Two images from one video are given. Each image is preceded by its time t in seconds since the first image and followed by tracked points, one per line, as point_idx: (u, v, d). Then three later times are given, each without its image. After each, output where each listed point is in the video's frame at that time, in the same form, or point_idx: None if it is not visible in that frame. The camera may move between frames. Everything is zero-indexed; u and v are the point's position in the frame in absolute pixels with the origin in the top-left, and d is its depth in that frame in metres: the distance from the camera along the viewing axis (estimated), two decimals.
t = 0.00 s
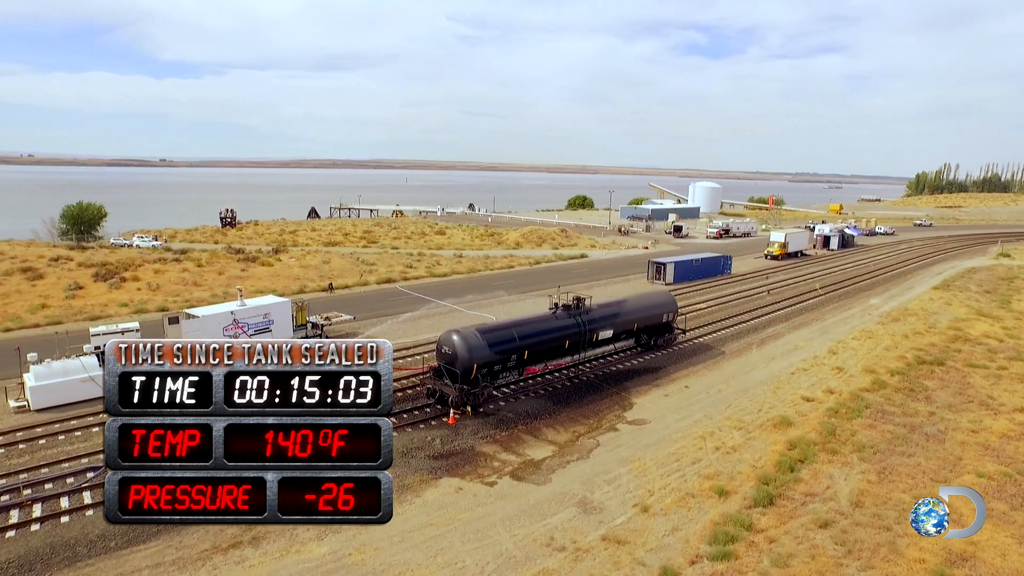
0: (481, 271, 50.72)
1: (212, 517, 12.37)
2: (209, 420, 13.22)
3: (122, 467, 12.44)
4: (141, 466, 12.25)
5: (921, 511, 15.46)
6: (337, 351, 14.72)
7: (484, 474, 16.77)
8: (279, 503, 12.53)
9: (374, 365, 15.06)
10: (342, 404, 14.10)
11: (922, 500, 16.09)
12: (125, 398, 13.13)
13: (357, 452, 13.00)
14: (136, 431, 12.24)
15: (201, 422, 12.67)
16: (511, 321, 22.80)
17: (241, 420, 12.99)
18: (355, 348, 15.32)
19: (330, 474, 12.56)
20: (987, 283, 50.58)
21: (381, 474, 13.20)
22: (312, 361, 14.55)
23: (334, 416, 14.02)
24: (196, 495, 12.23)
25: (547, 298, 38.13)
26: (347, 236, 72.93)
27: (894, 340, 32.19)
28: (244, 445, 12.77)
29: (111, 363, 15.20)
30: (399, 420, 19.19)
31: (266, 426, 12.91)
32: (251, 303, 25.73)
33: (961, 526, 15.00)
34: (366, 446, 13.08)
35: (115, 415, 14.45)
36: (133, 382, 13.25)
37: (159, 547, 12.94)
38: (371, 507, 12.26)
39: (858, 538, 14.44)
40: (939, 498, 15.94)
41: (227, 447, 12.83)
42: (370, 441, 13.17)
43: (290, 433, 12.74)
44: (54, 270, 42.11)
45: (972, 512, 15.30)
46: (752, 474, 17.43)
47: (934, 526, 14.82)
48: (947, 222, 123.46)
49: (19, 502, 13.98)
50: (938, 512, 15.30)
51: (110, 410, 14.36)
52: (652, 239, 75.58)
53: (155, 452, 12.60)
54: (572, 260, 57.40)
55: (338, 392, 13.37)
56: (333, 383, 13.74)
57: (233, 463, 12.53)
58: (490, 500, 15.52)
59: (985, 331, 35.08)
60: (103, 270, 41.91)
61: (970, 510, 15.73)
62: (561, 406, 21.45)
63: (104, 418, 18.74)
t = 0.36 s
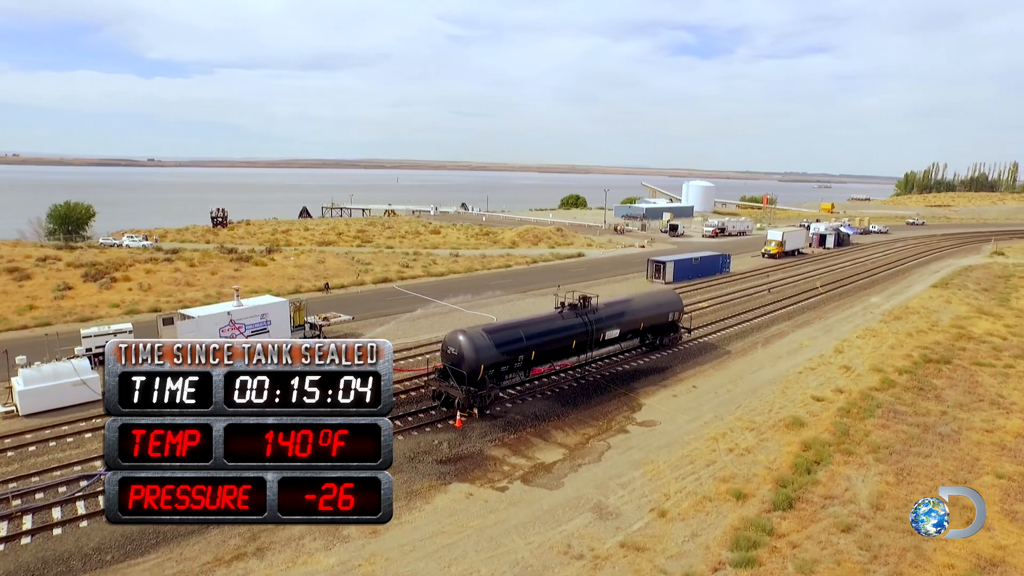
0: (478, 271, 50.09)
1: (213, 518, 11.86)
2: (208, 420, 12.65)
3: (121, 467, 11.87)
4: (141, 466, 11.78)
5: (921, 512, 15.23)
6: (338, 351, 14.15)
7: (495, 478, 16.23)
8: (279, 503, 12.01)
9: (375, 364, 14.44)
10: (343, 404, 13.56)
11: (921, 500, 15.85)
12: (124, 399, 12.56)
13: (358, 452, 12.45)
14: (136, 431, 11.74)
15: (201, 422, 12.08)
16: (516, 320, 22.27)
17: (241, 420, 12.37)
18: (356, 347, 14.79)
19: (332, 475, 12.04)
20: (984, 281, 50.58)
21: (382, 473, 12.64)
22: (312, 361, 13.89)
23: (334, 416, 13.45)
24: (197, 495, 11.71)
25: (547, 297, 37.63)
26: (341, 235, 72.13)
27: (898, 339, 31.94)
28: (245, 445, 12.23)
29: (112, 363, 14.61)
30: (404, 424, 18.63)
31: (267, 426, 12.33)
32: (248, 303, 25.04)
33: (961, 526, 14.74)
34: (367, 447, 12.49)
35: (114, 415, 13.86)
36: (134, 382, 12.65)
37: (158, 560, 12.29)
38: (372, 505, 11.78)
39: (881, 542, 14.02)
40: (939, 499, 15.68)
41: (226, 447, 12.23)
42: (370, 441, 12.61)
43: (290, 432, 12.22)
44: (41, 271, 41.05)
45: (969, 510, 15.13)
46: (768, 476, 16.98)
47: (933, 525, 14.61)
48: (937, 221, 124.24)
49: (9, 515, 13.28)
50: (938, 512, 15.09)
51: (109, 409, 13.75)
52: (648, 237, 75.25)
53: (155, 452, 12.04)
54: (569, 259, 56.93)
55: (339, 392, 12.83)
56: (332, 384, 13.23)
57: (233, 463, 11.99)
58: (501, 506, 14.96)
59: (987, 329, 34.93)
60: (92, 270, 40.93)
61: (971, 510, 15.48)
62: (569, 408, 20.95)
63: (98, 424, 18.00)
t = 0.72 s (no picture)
0: (473, 270, 49.49)
1: (213, 518, 11.32)
2: (209, 419, 12.05)
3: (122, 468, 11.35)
4: (142, 466, 11.30)
5: (920, 511, 14.93)
6: (337, 351, 13.49)
7: (504, 484, 15.67)
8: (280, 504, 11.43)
9: (376, 364, 13.80)
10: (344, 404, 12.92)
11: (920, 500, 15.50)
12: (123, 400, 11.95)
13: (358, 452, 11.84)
14: (137, 431, 11.22)
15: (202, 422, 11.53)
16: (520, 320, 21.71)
17: (242, 420, 11.74)
18: (355, 347, 14.17)
19: (333, 474, 11.42)
20: (979, 279, 50.67)
21: (383, 473, 11.90)
22: (312, 360, 13.04)
23: (334, 417, 12.80)
24: (197, 495, 11.16)
25: (545, 298, 37.14)
26: (332, 235, 71.27)
27: (900, 337, 31.71)
28: (245, 445, 11.63)
29: (111, 363, 13.98)
30: (408, 427, 18.03)
31: (267, 425, 11.72)
32: (243, 303, 24.30)
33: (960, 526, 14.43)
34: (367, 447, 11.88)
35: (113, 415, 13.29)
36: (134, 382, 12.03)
37: None
38: (372, 503, 11.16)
39: (907, 547, 13.57)
40: (938, 499, 15.38)
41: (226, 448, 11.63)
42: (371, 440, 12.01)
43: (290, 431, 11.65)
44: (26, 272, 39.95)
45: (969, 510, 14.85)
46: (784, 479, 16.56)
47: (933, 526, 14.34)
48: (926, 220, 125.23)
49: None
50: (938, 511, 14.81)
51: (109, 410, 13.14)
52: (643, 236, 75.04)
53: (156, 453, 11.48)
54: (564, 258, 56.52)
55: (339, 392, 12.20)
56: (332, 382, 12.60)
57: (232, 463, 11.42)
58: (512, 513, 14.39)
59: (987, 327, 34.84)
60: (79, 271, 39.91)
61: (971, 510, 15.17)
62: (576, 410, 20.40)
63: (86, 431, 17.19)
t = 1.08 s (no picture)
0: (467, 269, 48.80)
1: (213, 518, 10.70)
2: (209, 419, 11.35)
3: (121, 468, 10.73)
4: (142, 466, 10.68)
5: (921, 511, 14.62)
6: (337, 349, 12.80)
7: (512, 489, 15.06)
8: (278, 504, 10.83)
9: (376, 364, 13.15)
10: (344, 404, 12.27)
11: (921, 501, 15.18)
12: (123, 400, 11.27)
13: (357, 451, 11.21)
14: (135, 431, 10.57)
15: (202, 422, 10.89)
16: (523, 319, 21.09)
17: (242, 420, 11.11)
18: (355, 347, 13.51)
19: (334, 474, 10.85)
20: (971, 277, 50.83)
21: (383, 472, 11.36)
22: (313, 360, 12.37)
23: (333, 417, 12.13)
24: (197, 495, 10.56)
25: (542, 297, 36.56)
26: (321, 234, 70.23)
27: (901, 335, 31.49)
28: (244, 446, 11.01)
29: (110, 363, 13.30)
30: (411, 431, 17.38)
31: (267, 425, 11.08)
32: (234, 303, 23.48)
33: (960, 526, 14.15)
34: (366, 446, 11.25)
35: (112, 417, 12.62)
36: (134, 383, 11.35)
37: None
38: (372, 504, 10.63)
39: (933, 552, 13.15)
40: (939, 499, 15.07)
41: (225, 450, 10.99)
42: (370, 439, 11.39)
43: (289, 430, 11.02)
44: (6, 272, 38.71)
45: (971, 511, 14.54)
46: (800, 481, 16.11)
47: (933, 526, 14.04)
48: (912, 219, 126.30)
49: None
50: (938, 511, 14.48)
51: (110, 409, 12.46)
52: (635, 235, 74.76)
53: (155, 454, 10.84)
54: (558, 257, 56.02)
55: (341, 392, 11.57)
56: (331, 383, 11.84)
57: (232, 463, 10.80)
58: (522, 520, 13.81)
59: (985, 324, 34.78)
60: (61, 271, 38.72)
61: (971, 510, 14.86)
62: (581, 412, 19.82)
63: (71, 439, 16.34)
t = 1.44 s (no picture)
0: (461, 268, 48.10)
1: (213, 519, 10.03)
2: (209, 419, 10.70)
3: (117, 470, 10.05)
4: (141, 466, 10.03)
5: (921, 511, 14.27)
6: (338, 349, 12.10)
7: (522, 494, 14.45)
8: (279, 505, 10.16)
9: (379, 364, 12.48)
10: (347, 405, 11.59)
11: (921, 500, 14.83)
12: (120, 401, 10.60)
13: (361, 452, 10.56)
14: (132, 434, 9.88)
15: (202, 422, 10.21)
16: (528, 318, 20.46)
17: (242, 420, 10.41)
18: (355, 346, 12.79)
19: (333, 473, 10.17)
20: (965, 274, 50.92)
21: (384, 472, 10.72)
22: (313, 360, 11.67)
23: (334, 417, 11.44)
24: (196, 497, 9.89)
25: (539, 296, 35.96)
26: (311, 234, 69.12)
27: (903, 333, 31.25)
28: (244, 449, 10.30)
29: (109, 363, 12.63)
30: (415, 435, 16.72)
31: (267, 425, 10.37)
32: (226, 303, 22.65)
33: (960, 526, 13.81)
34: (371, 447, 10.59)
35: (112, 418, 11.97)
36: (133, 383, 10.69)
37: None
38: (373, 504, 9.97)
39: (961, 557, 12.73)
40: (938, 498, 14.73)
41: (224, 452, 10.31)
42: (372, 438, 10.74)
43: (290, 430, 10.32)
44: None
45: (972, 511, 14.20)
46: (818, 483, 15.64)
47: (934, 525, 13.70)
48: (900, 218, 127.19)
49: None
50: (938, 511, 14.13)
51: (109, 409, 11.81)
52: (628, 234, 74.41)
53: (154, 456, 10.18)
54: (552, 256, 55.46)
55: (343, 392, 10.91)
56: (331, 382, 11.12)
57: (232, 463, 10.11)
58: (535, 527, 13.21)
59: (984, 321, 34.69)
60: (44, 271, 37.54)
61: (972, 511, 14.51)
62: (588, 413, 19.24)
63: (55, 447, 15.47)
